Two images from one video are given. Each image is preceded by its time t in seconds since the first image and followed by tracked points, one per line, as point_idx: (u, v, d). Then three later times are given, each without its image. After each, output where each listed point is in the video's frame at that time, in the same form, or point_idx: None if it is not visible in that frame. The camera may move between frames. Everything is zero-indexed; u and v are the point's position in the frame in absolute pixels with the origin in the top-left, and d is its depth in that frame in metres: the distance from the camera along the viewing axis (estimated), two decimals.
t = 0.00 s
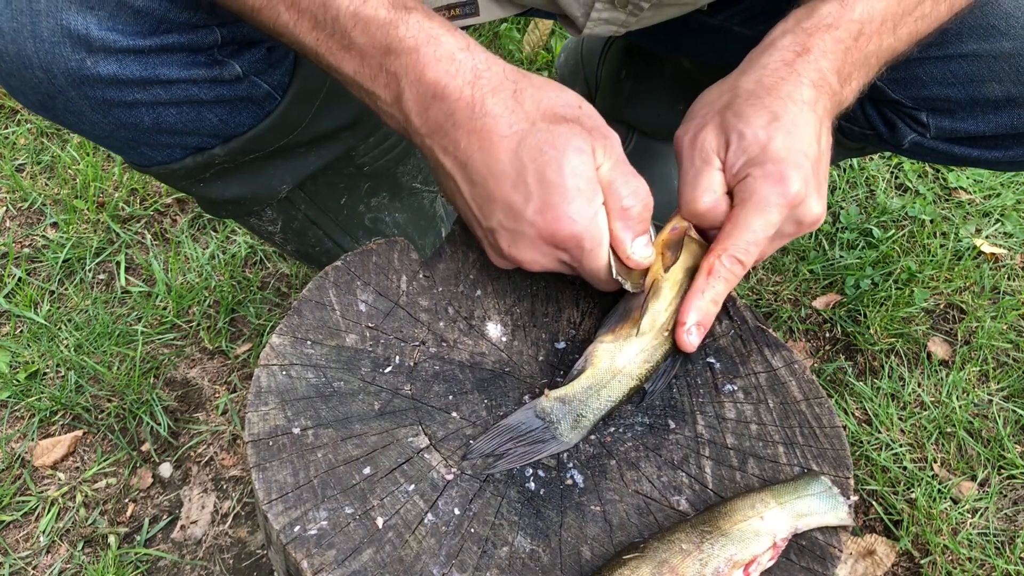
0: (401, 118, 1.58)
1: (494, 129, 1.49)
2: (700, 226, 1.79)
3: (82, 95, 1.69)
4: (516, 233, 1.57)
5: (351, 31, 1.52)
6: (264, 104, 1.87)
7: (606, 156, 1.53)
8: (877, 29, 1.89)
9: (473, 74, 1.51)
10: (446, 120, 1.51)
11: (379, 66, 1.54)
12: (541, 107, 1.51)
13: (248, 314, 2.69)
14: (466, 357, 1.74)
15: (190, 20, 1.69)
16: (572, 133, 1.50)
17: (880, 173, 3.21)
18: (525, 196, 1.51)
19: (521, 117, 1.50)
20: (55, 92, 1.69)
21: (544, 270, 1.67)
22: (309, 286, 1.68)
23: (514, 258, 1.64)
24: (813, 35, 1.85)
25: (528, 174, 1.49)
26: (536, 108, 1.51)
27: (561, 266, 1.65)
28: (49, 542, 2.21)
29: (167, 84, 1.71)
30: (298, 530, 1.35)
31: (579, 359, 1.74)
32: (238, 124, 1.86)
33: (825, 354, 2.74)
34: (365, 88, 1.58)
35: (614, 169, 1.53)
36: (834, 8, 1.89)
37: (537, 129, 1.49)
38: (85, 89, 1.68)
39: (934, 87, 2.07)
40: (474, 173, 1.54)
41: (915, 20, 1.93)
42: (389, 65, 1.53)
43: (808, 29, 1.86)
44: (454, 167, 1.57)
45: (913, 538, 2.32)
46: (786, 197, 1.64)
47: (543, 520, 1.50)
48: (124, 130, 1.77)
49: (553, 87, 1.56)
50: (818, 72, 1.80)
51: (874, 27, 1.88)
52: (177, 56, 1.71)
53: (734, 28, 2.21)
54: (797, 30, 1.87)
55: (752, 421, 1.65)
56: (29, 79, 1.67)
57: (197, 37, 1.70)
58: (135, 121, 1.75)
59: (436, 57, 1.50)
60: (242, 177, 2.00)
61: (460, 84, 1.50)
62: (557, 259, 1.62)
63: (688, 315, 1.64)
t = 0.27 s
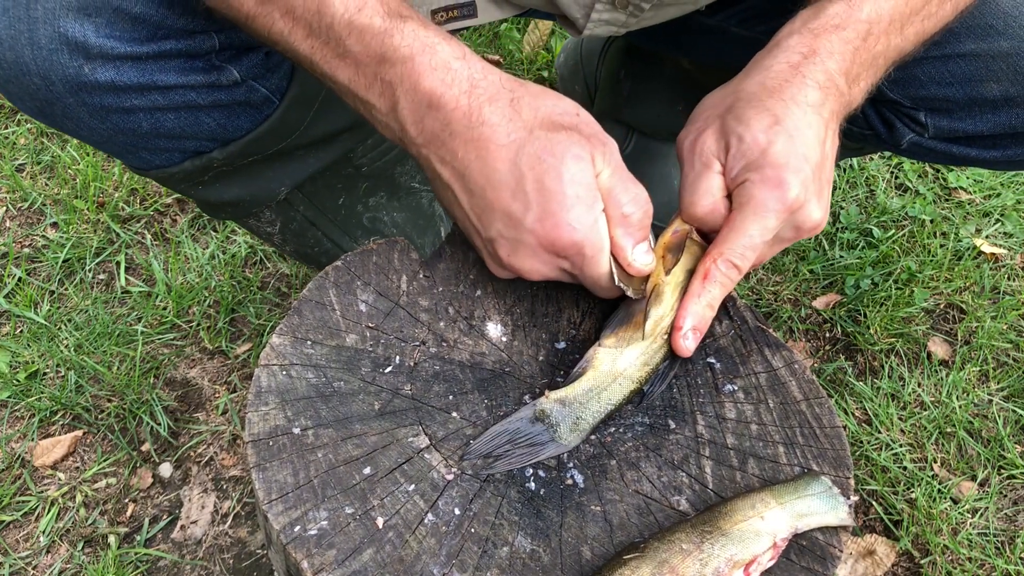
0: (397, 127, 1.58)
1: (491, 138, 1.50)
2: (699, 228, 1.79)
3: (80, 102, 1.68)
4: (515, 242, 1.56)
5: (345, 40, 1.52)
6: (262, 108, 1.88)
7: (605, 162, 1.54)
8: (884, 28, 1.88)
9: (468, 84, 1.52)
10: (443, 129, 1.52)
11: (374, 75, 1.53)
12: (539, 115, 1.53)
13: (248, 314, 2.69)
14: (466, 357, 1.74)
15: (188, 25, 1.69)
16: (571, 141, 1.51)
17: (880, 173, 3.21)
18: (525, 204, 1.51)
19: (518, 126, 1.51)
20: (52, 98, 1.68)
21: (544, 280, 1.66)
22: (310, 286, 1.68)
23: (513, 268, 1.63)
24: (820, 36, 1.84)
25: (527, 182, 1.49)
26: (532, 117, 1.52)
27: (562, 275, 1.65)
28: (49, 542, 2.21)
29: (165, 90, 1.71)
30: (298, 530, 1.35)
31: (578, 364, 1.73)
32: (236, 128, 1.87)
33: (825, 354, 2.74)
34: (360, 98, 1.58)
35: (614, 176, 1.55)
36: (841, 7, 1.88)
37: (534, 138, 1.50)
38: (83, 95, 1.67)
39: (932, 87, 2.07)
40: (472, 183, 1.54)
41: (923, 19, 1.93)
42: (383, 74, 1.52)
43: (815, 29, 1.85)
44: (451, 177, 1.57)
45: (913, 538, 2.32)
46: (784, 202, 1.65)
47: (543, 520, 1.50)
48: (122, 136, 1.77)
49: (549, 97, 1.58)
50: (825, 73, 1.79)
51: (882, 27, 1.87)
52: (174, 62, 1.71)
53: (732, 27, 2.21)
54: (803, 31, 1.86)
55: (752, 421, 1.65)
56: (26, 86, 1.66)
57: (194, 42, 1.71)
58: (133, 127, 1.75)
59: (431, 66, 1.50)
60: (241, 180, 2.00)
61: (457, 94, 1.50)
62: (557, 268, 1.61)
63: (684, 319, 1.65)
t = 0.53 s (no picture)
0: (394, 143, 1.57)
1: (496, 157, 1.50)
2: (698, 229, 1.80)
3: (77, 114, 1.70)
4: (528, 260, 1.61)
5: (287, 49, 1.29)
6: (260, 117, 1.83)
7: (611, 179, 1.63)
8: (880, 27, 1.88)
9: (412, 100, 1.19)
10: (374, 150, 1.20)
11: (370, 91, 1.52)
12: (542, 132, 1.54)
13: (248, 314, 2.69)
14: (466, 358, 1.73)
15: (184, 37, 1.66)
16: (496, 175, 1.09)
17: (880, 173, 3.21)
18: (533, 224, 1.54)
19: (444, 150, 1.12)
20: (50, 111, 1.70)
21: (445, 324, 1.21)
22: (310, 286, 1.70)
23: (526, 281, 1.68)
24: (816, 38, 1.84)
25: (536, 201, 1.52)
26: (466, 142, 1.12)
27: (461, 321, 1.18)
28: (50, 542, 2.21)
29: (162, 102, 1.71)
30: (298, 530, 1.35)
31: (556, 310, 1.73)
32: (234, 138, 1.85)
33: (825, 354, 2.73)
34: (302, 114, 1.36)
35: (538, 216, 1.08)
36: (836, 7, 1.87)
37: (460, 165, 1.10)
38: (80, 109, 1.68)
39: (931, 82, 2.08)
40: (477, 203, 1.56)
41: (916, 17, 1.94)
42: (323, 90, 1.28)
43: (812, 30, 1.85)
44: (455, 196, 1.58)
45: (913, 538, 2.31)
46: (783, 205, 1.65)
47: (543, 520, 1.50)
48: (121, 146, 1.79)
49: (492, 122, 1.16)
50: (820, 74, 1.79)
51: (878, 27, 1.87)
52: (171, 74, 1.69)
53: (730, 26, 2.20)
54: (800, 32, 1.86)
55: (752, 421, 1.64)
56: (24, 99, 1.68)
57: (190, 54, 1.67)
58: (131, 138, 1.77)
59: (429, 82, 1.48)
60: (239, 186, 2.01)
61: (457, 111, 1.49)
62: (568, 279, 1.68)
63: (680, 321, 1.66)
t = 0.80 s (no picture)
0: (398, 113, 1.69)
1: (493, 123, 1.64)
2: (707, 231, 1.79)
3: (74, 101, 1.69)
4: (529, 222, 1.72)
5: (298, 15, 1.49)
6: (259, 108, 1.86)
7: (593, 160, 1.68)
8: (886, 33, 1.88)
9: (413, 53, 1.39)
10: (376, 99, 1.38)
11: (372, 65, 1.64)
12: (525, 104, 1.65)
13: (248, 314, 2.69)
14: (466, 357, 1.73)
15: (182, 24, 1.67)
16: (481, 119, 1.28)
17: (880, 173, 3.21)
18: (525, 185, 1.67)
19: (433, 99, 1.31)
20: (47, 98, 1.69)
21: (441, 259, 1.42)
22: (310, 286, 1.70)
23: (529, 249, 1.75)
24: (824, 41, 1.83)
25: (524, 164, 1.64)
26: (455, 92, 1.32)
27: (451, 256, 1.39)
28: (50, 542, 2.21)
29: (160, 90, 1.71)
30: (298, 530, 1.35)
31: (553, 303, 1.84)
32: (232, 129, 1.87)
33: (825, 354, 2.74)
34: (315, 74, 1.54)
35: (517, 157, 1.27)
36: (844, 11, 1.87)
37: (449, 112, 1.30)
38: (77, 95, 1.67)
39: (932, 89, 2.07)
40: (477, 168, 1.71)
41: (921, 24, 1.94)
42: (332, 49, 1.46)
43: (820, 34, 1.84)
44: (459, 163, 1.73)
45: (913, 538, 2.31)
46: (793, 211, 1.64)
47: (543, 520, 1.50)
48: (118, 134, 1.78)
49: (484, 75, 1.36)
50: (827, 81, 1.78)
51: (883, 33, 1.87)
52: (169, 62, 1.70)
53: (734, 28, 2.21)
54: (807, 35, 1.85)
55: (752, 421, 1.64)
56: (20, 85, 1.67)
57: (189, 42, 1.69)
58: (129, 126, 1.76)
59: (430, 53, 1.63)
60: (239, 180, 2.02)
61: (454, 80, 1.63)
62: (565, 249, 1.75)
63: (682, 321, 1.71)
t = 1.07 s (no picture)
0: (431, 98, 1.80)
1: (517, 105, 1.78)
2: (724, 225, 1.77)
3: (75, 81, 1.70)
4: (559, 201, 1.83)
5: (337, 9, 1.62)
6: (260, 95, 1.87)
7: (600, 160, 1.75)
8: (887, 32, 1.91)
9: (449, 38, 1.56)
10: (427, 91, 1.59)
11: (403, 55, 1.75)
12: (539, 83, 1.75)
13: (248, 314, 2.69)
14: (466, 357, 1.74)
15: (184, 7, 1.69)
16: (526, 104, 1.52)
17: (880, 173, 3.21)
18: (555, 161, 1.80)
19: (480, 89, 1.53)
20: (49, 79, 1.70)
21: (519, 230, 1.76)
22: (310, 286, 1.69)
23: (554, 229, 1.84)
24: (832, 38, 1.86)
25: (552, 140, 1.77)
26: (496, 75, 1.52)
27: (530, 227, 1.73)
28: (50, 542, 2.21)
29: (161, 72, 1.71)
30: (298, 530, 1.35)
31: (560, 295, 1.82)
32: (232, 115, 1.86)
33: (825, 354, 2.74)
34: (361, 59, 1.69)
35: (565, 139, 1.52)
36: (852, 8, 1.89)
37: (496, 100, 1.52)
38: (78, 75, 1.68)
39: (935, 86, 2.07)
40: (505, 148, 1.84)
41: (917, 25, 1.95)
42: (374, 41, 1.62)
43: (828, 30, 1.86)
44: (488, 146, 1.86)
45: (913, 538, 2.32)
46: (813, 206, 1.68)
47: (543, 520, 1.50)
48: (119, 118, 1.78)
49: (516, 50, 1.55)
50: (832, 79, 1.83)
51: (885, 32, 1.91)
52: (171, 44, 1.71)
53: (738, 24, 2.21)
54: (817, 29, 1.86)
55: (752, 421, 1.65)
56: (22, 64, 1.69)
57: (190, 24, 1.70)
58: (129, 109, 1.76)
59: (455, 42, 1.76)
60: (238, 169, 1.99)
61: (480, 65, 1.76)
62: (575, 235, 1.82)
63: (695, 310, 1.70)
